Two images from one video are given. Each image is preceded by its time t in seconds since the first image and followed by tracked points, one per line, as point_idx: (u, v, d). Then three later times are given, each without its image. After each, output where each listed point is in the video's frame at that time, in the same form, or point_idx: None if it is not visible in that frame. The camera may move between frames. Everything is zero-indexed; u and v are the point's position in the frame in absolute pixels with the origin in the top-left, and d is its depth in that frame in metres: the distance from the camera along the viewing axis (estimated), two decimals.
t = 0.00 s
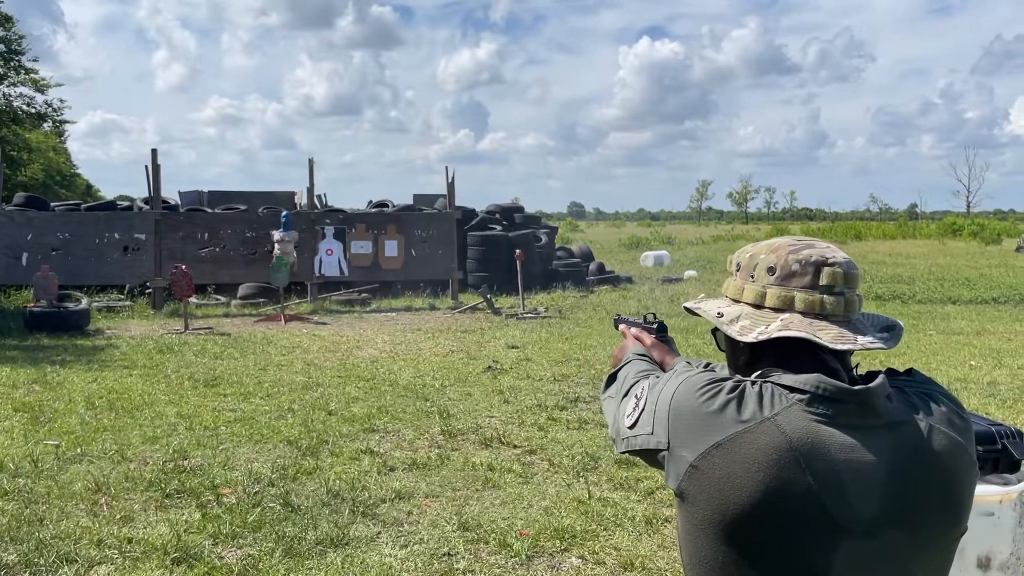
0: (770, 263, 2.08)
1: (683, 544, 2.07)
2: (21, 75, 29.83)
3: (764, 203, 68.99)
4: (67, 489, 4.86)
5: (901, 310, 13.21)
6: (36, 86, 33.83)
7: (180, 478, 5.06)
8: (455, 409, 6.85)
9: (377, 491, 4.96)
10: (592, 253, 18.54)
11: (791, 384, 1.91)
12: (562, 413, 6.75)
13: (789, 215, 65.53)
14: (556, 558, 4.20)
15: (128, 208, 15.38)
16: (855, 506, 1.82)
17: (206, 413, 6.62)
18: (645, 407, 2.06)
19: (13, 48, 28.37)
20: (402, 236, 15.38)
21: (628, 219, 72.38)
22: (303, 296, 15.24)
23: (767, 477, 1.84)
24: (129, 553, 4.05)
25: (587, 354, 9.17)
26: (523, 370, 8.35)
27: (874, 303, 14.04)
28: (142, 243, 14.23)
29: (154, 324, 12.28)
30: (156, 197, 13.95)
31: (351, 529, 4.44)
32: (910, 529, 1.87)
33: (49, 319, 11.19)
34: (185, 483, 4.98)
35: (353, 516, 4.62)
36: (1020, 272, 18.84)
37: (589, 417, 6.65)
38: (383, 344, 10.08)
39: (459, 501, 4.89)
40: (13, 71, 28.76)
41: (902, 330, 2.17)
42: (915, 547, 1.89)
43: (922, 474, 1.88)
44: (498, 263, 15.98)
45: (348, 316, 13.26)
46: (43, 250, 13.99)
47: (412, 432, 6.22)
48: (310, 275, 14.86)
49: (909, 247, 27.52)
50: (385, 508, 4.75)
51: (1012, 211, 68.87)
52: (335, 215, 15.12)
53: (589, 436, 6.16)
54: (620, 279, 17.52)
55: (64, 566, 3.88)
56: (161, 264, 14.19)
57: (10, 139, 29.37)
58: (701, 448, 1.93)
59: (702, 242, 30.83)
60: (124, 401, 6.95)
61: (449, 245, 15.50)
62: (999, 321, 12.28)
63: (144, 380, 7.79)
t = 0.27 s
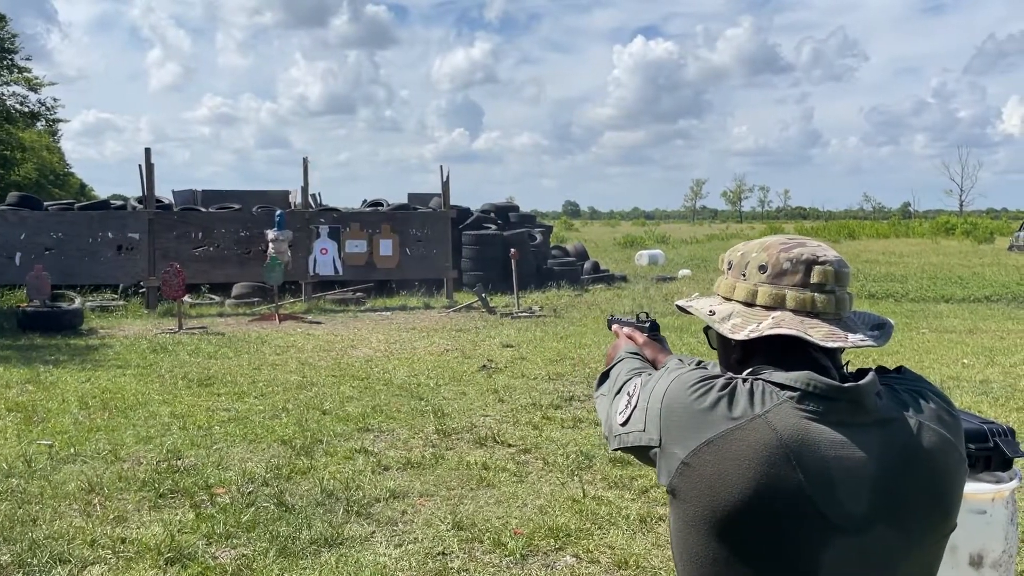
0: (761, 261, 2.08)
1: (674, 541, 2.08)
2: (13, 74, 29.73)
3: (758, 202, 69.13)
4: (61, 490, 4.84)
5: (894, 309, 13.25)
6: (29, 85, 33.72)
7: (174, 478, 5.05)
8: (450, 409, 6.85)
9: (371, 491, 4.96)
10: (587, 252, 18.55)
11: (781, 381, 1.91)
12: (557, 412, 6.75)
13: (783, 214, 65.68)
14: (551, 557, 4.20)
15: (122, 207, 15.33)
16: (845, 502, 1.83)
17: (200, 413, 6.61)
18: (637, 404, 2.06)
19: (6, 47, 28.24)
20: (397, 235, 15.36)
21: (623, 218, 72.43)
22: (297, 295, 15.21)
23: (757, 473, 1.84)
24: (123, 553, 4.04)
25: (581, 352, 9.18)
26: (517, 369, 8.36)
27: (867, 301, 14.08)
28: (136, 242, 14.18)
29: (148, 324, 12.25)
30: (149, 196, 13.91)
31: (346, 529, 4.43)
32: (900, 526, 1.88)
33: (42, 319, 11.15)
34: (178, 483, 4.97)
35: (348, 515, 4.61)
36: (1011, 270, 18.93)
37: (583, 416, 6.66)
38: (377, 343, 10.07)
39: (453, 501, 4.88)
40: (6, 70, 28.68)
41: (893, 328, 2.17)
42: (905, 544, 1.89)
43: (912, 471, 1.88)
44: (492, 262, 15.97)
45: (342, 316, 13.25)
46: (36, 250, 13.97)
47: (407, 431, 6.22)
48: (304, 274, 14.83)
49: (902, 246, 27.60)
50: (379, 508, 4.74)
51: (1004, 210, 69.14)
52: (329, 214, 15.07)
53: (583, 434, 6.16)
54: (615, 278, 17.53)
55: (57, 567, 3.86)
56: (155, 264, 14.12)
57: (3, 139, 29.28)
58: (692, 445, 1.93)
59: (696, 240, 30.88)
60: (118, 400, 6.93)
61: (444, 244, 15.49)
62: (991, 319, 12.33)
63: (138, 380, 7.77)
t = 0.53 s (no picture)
0: (755, 259, 2.09)
1: (667, 542, 2.08)
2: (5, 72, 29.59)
3: (751, 200, 69.27)
4: (52, 489, 4.83)
5: (886, 306, 13.30)
6: (21, 82, 33.60)
7: (166, 477, 5.03)
8: (443, 407, 6.84)
9: (364, 489, 4.95)
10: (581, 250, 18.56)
11: (774, 380, 1.92)
12: (550, 410, 6.75)
13: (776, 212, 65.84)
14: (544, 555, 4.20)
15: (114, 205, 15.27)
16: (838, 502, 1.83)
17: (193, 411, 6.59)
18: (629, 405, 2.06)
19: None
20: (390, 233, 15.34)
21: (617, 216, 72.47)
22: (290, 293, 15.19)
23: (750, 473, 1.84)
24: (114, 552, 4.02)
25: (574, 350, 9.19)
26: (511, 367, 8.36)
27: (860, 299, 14.12)
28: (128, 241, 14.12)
29: (141, 323, 12.21)
30: (142, 195, 13.86)
31: (338, 528, 4.43)
32: (893, 525, 1.88)
33: (33, 317, 11.10)
34: (170, 482, 4.95)
35: (340, 514, 4.61)
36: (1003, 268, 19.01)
37: (577, 414, 6.66)
38: (371, 342, 10.07)
39: (446, 499, 4.88)
40: None
41: (886, 326, 2.18)
42: (898, 543, 1.90)
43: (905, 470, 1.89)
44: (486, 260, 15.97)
45: (335, 314, 13.23)
46: (27, 248, 13.89)
47: (400, 429, 6.22)
48: (298, 272, 14.81)
49: (895, 243, 27.67)
50: (372, 506, 4.74)
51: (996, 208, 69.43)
52: (322, 212, 15.02)
53: (576, 432, 6.17)
54: (608, 276, 17.55)
55: (48, 566, 3.85)
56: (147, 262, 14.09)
57: None
58: (685, 445, 1.93)
59: (690, 238, 30.93)
60: (110, 399, 6.91)
61: (437, 242, 15.46)
62: (983, 317, 12.37)
63: (130, 379, 7.75)
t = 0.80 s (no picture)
0: (749, 257, 2.08)
1: (669, 542, 2.07)
2: None
3: (745, 198, 69.38)
4: (44, 488, 4.81)
5: (879, 304, 13.33)
6: (12, 80, 33.44)
7: (158, 476, 5.02)
8: (437, 405, 6.84)
9: (357, 488, 4.94)
10: (574, 248, 18.56)
11: (777, 378, 1.92)
12: (544, 408, 6.76)
13: (770, 210, 65.97)
14: (537, 553, 4.21)
15: (106, 203, 15.22)
16: (844, 498, 1.84)
17: (185, 410, 6.57)
18: (627, 405, 2.04)
19: None
20: (384, 231, 15.32)
21: (611, 214, 72.51)
22: (283, 292, 15.16)
23: (759, 471, 1.84)
24: (107, 552, 4.01)
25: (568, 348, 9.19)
26: (504, 365, 8.36)
27: (853, 297, 14.15)
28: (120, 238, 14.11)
29: (133, 321, 12.17)
30: (134, 192, 13.81)
31: (332, 526, 4.43)
32: (895, 520, 1.90)
33: (24, 316, 11.04)
34: (163, 481, 4.94)
35: (334, 512, 4.61)
36: (995, 266, 19.07)
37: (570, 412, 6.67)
38: (364, 340, 10.05)
39: (440, 497, 4.88)
40: None
41: (874, 323, 2.20)
42: (899, 538, 1.92)
43: (905, 466, 1.91)
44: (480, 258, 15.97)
45: (329, 312, 13.20)
46: (18, 246, 13.82)
47: (394, 428, 6.21)
48: (291, 270, 14.77)
49: (888, 241, 27.73)
50: (366, 505, 4.74)
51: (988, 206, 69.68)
52: (315, 211, 14.99)
53: (570, 430, 6.17)
54: (602, 274, 17.56)
55: (40, 565, 3.84)
56: (139, 261, 14.06)
57: None
58: (692, 445, 1.93)
59: (684, 236, 30.95)
60: (102, 398, 6.89)
61: (431, 240, 15.41)
62: (975, 314, 12.41)
63: (122, 377, 7.72)
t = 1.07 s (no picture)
0: (739, 255, 2.08)
1: (660, 538, 2.07)
2: None
3: (740, 196, 69.48)
4: (36, 486, 4.79)
5: (872, 302, 13.36)
6: (5, 76, 33.29)
7: (151, 474, 5.01)
8: (431, 403, 6.84)
9: (351, 486, 4.94)
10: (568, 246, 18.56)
11: (768, 374, 1.92)
12: (538, 406, 6.76)
13: (764, 208, 66.06)
14: (530, 550, 4.21)
15: (99, 201, 15.17)
16: (835, 494, 1.85)
17: (178, 408, 6.56)
18: (620, 403, 2.02)
19: None
20: (377, 228, 15.30)
21: (605, 212, 72.53)
22: (277, 290, 15.13)
23: (751, 468, 1.85)
24: (99, 550, 4.00)
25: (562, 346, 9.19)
26: (498, 363, 8.36)
27: (846, 295, 14.18)
28: (113, 236, 14.02)
29: (126, 319, 12.13)
30: (126, 190, 13.76)
31: (325, 524, 4.43)
32: (884, 515, 1.91)
33: (16, 314, 10.99)
34: (155, 479, 4.93)
35: (327, 510, 4.61)
36: (988, 264, 19.13)
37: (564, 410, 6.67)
38: (358, 338, 10.04)
39: (433, 495, 4.89)
40: None
41: (863, 319, 2.21)
42: (888, 532, 1.93)
43: (894, 461, 1.92)
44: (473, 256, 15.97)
45: (322, 310, 13.18)
46: (11, 244, 13.84)
47: (387, 426, 6.21)
48: (285, 268, 14.74)
49: (882, 239, 27.79)
50: (359, 502, 4.74)
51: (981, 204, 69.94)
52: (309, 208, 14.99)
53: (563, 428, 6.18)
54: (596, 272, 17.57)
55: (32, 563, 3.83)
56: (132, 258, 14.00)
57: None
58: (684, 442, 1.92)
59: (678, 234, 30.98)
60: (95, 396, 6.86)
61: (425, 238, 15.42)
62: (968, 312, 12.45)
63: (115, 375, 7.70)
